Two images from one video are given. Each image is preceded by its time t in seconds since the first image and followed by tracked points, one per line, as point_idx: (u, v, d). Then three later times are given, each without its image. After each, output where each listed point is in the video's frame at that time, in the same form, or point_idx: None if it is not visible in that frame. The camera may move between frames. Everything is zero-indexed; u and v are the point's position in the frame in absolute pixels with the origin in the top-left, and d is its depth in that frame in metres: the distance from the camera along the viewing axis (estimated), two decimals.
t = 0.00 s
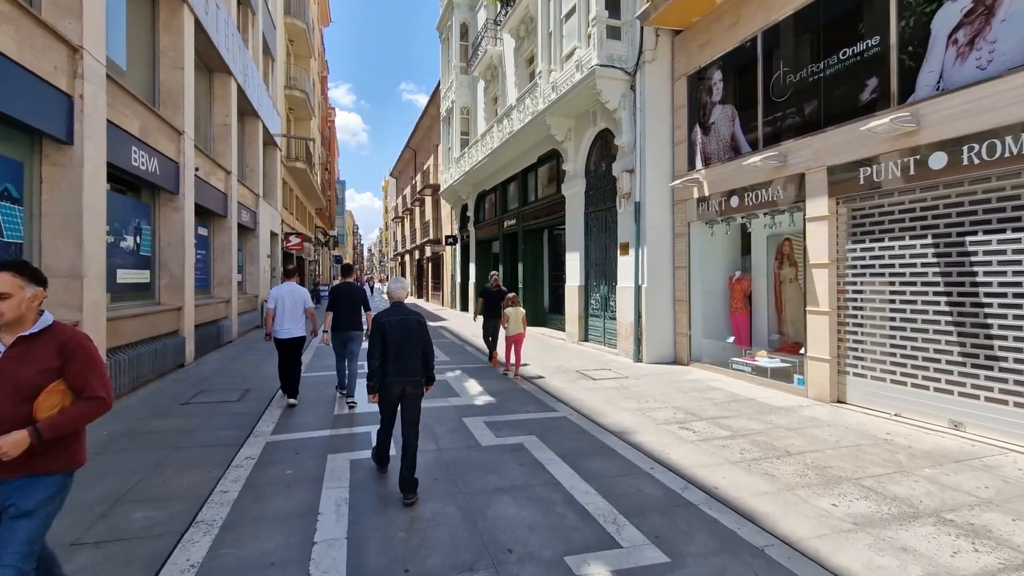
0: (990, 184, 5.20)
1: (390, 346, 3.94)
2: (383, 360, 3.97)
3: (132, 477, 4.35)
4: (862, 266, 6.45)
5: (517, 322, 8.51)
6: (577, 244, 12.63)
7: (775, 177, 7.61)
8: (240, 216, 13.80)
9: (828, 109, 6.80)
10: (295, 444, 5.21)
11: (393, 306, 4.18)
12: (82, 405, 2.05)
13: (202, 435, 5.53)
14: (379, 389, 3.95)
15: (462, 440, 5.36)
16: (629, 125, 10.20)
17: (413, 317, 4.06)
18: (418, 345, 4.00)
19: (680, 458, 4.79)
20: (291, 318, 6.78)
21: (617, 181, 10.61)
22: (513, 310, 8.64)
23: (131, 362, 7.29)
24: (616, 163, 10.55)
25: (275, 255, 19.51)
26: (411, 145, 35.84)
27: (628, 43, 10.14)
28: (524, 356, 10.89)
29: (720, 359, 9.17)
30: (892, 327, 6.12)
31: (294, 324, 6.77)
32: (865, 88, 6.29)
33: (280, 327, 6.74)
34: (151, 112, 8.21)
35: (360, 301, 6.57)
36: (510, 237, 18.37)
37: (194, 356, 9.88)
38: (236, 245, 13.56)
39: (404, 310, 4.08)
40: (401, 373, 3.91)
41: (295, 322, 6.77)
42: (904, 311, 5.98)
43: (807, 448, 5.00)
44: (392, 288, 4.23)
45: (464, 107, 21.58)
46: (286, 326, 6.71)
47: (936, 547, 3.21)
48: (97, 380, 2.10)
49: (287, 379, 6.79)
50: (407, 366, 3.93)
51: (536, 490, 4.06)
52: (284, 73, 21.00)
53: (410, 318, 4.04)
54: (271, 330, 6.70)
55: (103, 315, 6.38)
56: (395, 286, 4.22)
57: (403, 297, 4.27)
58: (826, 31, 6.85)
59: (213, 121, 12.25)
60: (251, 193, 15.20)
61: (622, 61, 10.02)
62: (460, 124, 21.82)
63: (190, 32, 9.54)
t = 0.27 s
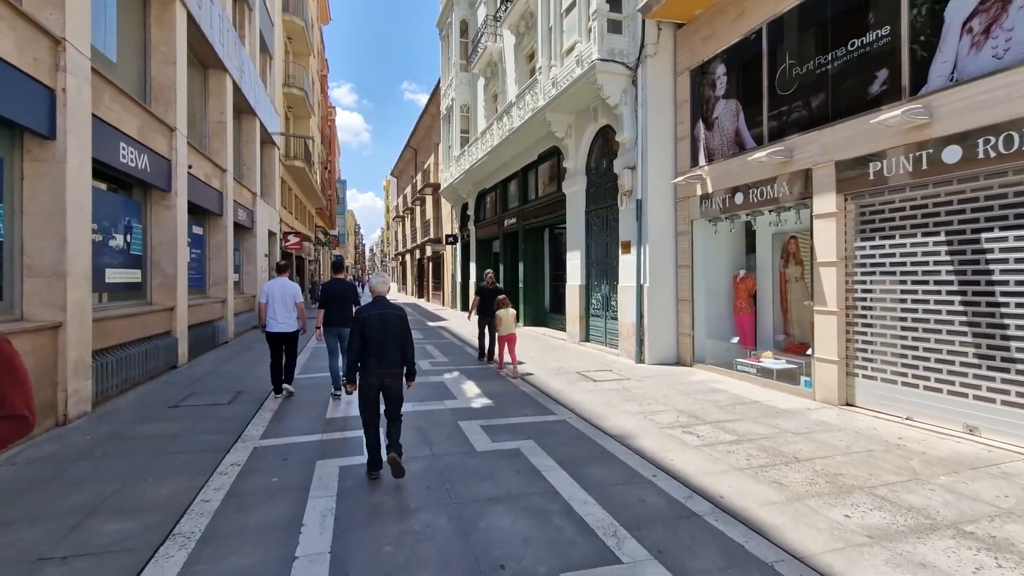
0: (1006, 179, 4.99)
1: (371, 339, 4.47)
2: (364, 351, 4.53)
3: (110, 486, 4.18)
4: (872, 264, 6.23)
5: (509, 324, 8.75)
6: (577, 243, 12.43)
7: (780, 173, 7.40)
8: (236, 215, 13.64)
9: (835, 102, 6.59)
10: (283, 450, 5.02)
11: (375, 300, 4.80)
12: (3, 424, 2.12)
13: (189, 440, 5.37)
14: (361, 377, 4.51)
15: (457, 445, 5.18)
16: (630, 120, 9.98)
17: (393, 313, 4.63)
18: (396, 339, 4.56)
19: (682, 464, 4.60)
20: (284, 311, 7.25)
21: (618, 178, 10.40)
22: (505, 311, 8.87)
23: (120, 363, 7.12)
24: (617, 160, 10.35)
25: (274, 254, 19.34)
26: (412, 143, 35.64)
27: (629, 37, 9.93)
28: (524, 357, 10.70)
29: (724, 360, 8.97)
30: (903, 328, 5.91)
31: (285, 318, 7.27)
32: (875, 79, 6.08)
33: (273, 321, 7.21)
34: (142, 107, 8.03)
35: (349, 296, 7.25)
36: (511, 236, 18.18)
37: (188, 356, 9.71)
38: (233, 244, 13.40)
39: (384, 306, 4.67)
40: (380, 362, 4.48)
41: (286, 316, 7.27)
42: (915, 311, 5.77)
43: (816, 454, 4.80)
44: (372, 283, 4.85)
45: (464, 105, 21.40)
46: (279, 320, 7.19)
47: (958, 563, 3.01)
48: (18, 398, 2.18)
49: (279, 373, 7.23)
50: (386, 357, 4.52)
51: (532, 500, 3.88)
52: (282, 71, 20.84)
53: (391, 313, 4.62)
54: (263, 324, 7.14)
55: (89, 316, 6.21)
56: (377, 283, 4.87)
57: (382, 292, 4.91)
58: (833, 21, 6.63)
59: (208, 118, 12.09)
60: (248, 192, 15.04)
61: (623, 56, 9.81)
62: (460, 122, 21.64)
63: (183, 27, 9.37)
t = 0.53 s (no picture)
0: None
1: (365, 338, 4.56)
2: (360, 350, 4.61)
3: (96, 489, 4.05)
4: (891, 269, 5.99)
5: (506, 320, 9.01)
6: (585, 244, 12.23)
7: (795, 174, 7.16)
8: (242, 212, 13.57)
9: (854, 100, 6.34)
10: (277, 453, 4.87)
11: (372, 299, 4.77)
12: None
13: (182, 441, 5.24)
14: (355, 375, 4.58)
15: (456, 451, 5.01)
16: (640, 119, 9.76)
17: (388, 313, 4.68)
18: (389, 338, 4.64)
19: (690, 476, 4.39)
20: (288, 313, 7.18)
21: (627, 178, 10.19)
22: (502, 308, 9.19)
23: (118, 360, 7.02)
24: (626, 159, 10.14)
25: (280, 252, 19.30)
26: (421, 142, 35.54)
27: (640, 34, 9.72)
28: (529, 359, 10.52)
29: (734, 365, 8.74)
30: (924, 336, 5.66)
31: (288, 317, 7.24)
32: (897, 76, 5.83)
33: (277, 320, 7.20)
34: (144, 101, 7.93)
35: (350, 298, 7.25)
36: (518, 236, 18.00)
37: (188, 354, 9.61)
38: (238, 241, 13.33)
39: (379, 306, 4.72)
40: (374, 361, 4.54)
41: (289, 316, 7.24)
42: (937, 318, 5.53)
43: (832, 467, 4.58)
44: (370, 284, 4.76)
45: (473, 104, 21.26)
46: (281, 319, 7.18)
47: None
48: None
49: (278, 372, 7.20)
50: (379, 357, 4.57)
51: (531, 512, 3.69)
52: (292, 68, 20.81)
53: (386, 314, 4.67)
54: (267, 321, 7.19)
55: (86, 312, 6.11)
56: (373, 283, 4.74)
57: (379, 292, 4.83)
58: (852, 16, 6.39)
59: (215, 114, 12.02)
60: (254, 189, 14.98)
61: (634, 53, 9.60)
62: (468, 121, 21.50)
63: (188, 21, 9.28)
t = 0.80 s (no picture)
0: None
1: (365, 331, 4.66)
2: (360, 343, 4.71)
3: (81, 493, 3.90)
4: (909, 273, 5.76)
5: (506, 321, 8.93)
6: (591, 244, 12.03)
7: (808, 174, 6.95)
8: (245, 208, 13.47)
9: (871, 98, 6.12)
10: (270, 457, 4.72)
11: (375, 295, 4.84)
12: None
13: (174, 442, 5.10)
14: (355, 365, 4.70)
15: (454, 457, 4.83)
16: (649, 116, 9.55)
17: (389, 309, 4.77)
18: (389, 332, 4.73)
19: (698, 488, 4.20)
20: (293, 305, 7.57)
21: (635, 177, 9.99)
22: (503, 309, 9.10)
23: (114, 357, 6.90)
24: (634, 158, 9.94)
25: (284, 249, 19.19)
26: (427, 140, 35.39)
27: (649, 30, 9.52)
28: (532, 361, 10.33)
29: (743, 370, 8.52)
30: (943, 343, 5.43)
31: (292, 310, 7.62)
32: (917, 73, 5.61)
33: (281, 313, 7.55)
34: (145, 93, 7.81)
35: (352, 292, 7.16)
36: (523, 235, 17.81)
37: (188, 351, 9.50)
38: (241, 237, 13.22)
39: (381, 301, 4.81)
40: (374, 355, 4.63)
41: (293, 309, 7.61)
42: (958, 325, 5.31)
43: (847, 480, 4.37)
44: (372, 281, 4.80)
45: (479, 101, 21.09)
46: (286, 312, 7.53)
47: None
48: None
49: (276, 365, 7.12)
50: (379, 351, 4.65)
51: (531, 525, 3.52)
52: (298, 64, 20.71)
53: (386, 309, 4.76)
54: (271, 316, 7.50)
55: (80, 308, 5.99)
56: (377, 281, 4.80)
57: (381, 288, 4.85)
58: (870, 10, 6.17)
59: (218, 109, 11.91)
60: (258, 185, 14.88)
61: (643, 49, 9.40)
62: (475, 118, 21.33)
63: (190, 14, 9.16)
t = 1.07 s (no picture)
0: None
1: (369, 329, 4.51)
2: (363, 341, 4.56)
3: (69, 501, 3.76)
4: (934, 274, 5.51)
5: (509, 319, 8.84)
6: (599, 244, 11.82)
7: (826, 172, 6.71)
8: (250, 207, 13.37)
9: (894, 92, 5.87)
10: (267, 464, 4.56)
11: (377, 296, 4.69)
12: None
13: (169, 447, 4.95)
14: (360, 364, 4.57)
15: (458, 465, 4.65)
16: (659, 113, 9.33)
17: (390, 306, 4.62)
18: (393, 330, 4.56)
19: (714, 500, 3.99)
20: (297, 308, 7.46)
21: (644, 175, 9.76)
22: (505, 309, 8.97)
23: (113, 358, 6.79)
24: (644, 156, 9.72)
25: (290, 248, 19.11)
26: (434, 140, 35.29)
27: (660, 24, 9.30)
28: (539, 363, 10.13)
29: (756, 374, 8.30)
30: (970, 348, 5.19)
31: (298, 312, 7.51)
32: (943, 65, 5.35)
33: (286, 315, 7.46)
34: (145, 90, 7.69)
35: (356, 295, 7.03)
36: (530, 235, 17.61)
37: (190, 352, 9.38)
38: (245, 237, 13.12)
39: (383, 299, 4.67)
40: (378, 354, 4.49)
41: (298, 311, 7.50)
42: (987, 329, 5.06)
43: (871, 494, 4.15)
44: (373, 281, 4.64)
45: (486, 100, 20.92)
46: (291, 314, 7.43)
47: None
48: None
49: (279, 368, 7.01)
50: (383, 348, 4.51)
51: (538, 541, 3.33)
52: (304, 63, 20.63)
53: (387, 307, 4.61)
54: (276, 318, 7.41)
55: (77, 308, 5.87)
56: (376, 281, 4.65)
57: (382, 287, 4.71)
58: None
59: (222, 107, 11.81)
60: (263, 184, 14.79)
61: (653, 44, 9.18)
62: (481, 117, 21.15)
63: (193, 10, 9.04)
